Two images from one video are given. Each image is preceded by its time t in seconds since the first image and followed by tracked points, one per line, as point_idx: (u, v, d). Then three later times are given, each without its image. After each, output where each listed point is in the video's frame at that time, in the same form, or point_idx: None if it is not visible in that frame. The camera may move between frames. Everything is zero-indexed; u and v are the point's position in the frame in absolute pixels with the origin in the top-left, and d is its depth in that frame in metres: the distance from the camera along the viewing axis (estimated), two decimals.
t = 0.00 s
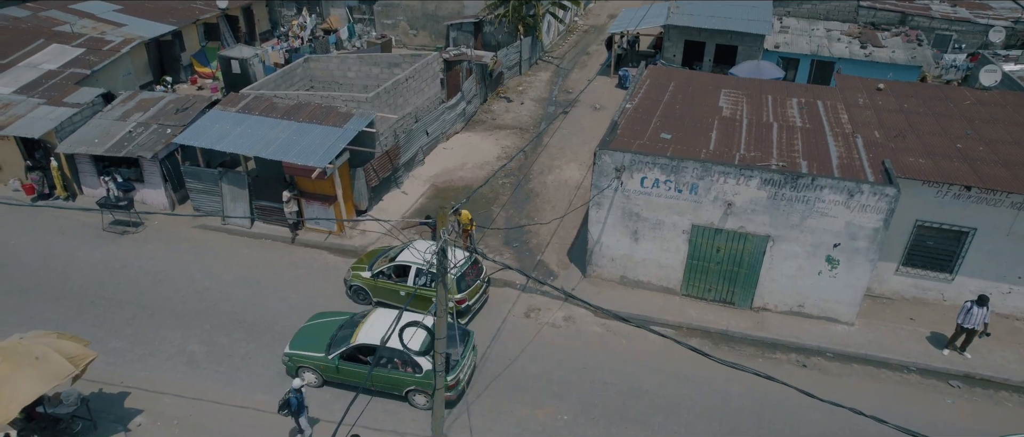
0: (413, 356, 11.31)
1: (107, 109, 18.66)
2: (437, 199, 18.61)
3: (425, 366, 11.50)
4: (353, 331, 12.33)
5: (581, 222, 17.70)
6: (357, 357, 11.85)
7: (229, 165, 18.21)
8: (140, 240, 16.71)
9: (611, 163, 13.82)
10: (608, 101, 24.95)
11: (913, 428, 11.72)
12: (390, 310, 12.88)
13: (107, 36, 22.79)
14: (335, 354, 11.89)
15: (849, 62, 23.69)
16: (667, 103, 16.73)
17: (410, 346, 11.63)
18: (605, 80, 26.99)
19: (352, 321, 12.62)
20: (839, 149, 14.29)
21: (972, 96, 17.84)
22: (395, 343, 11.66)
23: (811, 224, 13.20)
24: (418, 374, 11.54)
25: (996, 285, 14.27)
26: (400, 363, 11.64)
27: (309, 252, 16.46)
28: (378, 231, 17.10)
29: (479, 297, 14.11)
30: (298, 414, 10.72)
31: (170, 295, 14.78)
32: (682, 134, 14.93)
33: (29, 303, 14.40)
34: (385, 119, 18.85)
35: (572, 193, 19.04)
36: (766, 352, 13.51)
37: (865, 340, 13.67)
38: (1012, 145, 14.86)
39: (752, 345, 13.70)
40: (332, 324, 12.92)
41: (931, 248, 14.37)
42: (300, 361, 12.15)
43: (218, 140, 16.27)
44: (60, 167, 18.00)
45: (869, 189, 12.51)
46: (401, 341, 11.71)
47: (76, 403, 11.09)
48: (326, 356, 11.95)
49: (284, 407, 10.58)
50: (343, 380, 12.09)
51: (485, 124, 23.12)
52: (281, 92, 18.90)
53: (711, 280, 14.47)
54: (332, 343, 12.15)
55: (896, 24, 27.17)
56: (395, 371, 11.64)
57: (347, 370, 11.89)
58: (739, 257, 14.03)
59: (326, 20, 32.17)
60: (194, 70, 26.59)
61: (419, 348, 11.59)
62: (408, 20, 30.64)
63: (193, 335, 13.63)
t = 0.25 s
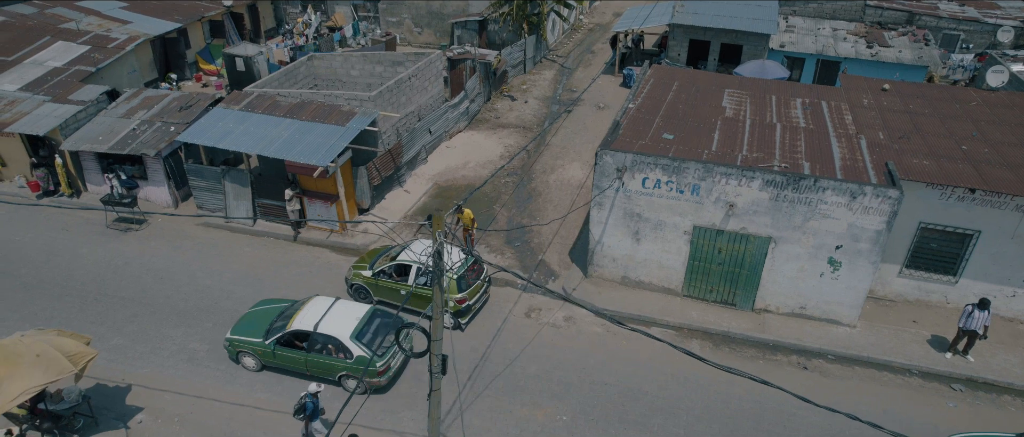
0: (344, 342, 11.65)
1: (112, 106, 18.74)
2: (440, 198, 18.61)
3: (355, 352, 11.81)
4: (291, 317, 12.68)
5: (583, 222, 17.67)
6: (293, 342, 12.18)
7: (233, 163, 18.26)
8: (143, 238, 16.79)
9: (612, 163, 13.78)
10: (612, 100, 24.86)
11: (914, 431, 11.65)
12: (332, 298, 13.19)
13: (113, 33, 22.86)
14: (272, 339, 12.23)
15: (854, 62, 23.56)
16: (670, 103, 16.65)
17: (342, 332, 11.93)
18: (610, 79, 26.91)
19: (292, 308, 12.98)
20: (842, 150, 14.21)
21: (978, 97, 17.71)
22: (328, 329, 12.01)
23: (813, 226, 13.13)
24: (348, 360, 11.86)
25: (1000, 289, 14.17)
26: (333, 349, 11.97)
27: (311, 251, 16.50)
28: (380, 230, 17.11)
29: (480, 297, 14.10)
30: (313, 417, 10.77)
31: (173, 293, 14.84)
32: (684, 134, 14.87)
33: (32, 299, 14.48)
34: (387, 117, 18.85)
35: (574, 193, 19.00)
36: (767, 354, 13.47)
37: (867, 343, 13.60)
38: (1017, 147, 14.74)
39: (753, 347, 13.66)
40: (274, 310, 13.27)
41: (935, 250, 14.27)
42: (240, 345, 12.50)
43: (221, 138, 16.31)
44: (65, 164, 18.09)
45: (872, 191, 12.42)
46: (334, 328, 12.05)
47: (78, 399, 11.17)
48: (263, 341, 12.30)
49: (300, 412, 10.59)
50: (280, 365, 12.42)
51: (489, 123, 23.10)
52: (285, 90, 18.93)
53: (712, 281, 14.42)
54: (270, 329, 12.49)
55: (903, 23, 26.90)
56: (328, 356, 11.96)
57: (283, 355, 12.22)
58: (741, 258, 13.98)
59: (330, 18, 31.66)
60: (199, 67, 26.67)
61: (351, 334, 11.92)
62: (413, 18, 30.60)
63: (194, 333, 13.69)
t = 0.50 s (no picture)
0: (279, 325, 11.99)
1: (116, 103, 18.82)
2: (442, 197, 18.61)
3: (289, 336, 12.13)
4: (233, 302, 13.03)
5: (585, 221, 17.64)
6: (232, 326, 12.52)
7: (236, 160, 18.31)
8: (147, 234, 16.87)
9: (614, 163, 13.74)
10: (616, 99, 24.78)
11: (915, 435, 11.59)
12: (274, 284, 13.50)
13: (118, 30, 22.94)
14: (212, 323, 12.58)
15: (860, 61, 23.40)
16: (673, 103, 16.58)
17: (277, 316, 12.26)
18: (614, 77, 26.83)
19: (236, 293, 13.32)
20: (846, 151, 14.12)
21: (985, 98, 17.56)
22: (264, 313, 12.34)
23: (815, 227, 13.06)
24: (282, 343, 12.19)
25: (1004, 291, 14.06)
26: (269, 332, 12.30)
27: (313, 248, 16.54)
28: (382, 228, 17.12)
29: (481, 296, 14.10)
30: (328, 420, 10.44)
31: (175, 290, 14.90)
32: (687, 134, 14.81)
33: (36, 295, 14.57)
34: (390, 115, 18.85)
35: (577, 192, 18.96)
36: (768, 355, 13.42)
37: (868, 345, 13.54)
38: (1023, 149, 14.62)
39: (754, 348, 13.61)
40: (219, 295, 13.61)
41: (938, 252, 14.18)
42: (183, 329, 12.84)
43: (223, 135, 16.36)
44: (70, 161, 18.19)
45: (875, 192, 12.34)
46: (270, 312, 12.39)
47: (80, 395, 11.26)
48: (204, 324, 12.64)
49: (315, 414, 10.26)
50: (220, 348, 12.75)
51: (492, 121, 23.07)
52: (288, 88, 18.94)
53: (713, 282, 14.37)
54: (212, 313, 12.83)
55: (911, 22, 26.57)
56: (265, 340, 12.28)
57: (222, 338, 12.55)
58: (742, 259, 13.93)
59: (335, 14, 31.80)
60: (204, 64, 26.74)
61: (285, 318, 12.25)
62: (417, 15, 30.57)
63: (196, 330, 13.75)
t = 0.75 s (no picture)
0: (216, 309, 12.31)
1: (120, 100, 18.87)
2: (444, 195, 18.61)
3: (227, 320, 12.45)
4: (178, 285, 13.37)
5: (587, 221, 17.61)
6: (175, 310, 12.87)
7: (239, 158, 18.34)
8: (150, 232, 16.93)
9: (615, 163, 13.70)
10: (620, 97, 24.70)
11: None
12: (219, 269, 13.83)
13: (123, 27, 23.00)
14: (156, 306, 12.95)
15: (867, 60, 23.24)
16: (677, 102, 16.49)
17: (217, 300, 12.57)
18: (619, 76, 26.74)
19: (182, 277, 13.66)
20: (849, 152, 14.03)
21: (991, 99, 17.42)
22: (204, 298, 12.67)
23: (817, 229, 12.99)
24: (221, 327, 12.53)
25: (1008, 295, 13.96)
26: (208, 316, 12.64)
27: (314, 246, 16.57)
28: (384, 226, 17.12)
29: (481, 295, 14.10)
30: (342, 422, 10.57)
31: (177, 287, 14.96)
32: (689, 134, 14.75)
33: (39, 292, 14.66)
34: (392, 114, 18.84)
35: (579, 191, 18.92)
36: (769, 357, 13.37)
37: (870, 347, 13.46)
38: None
39: (755, 350, 13.56)
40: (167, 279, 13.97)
41: (942, 254, 14.09)
42: (130, 312, 13.22)
43: (226, 133, 16.40)
44: (74, 158, 18.26)
45: (877, 194, 12.26)
46: (210, 296, 12.71)
47: (81, 392, 11.38)
48: (148, 308, 13.02)
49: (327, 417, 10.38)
50: (165, 331, 13.13)
51: (496, 119, 23.04)
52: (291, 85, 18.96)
53: (715, 283, 14.32)
54: (156, 297, 13.20)
55: (918, 21, 26.33)
56: (205, 323, 12.62)
57: (165, 321, 12.92)
58: (744, 260, 13.86)
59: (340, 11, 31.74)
60: (209, 60, 26.78)
61: (224, 302, 12.56)
62: (422, 13, 30.55)
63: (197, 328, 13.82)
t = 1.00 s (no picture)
0: (158, 292, 12.71)
1: (125, 98, 18.93)
2: (446, 194, 18.60)
3: (170, 303, 12.85)
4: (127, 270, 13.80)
5: (589, 220, 17.57)
6: (122, 293, 13.29)
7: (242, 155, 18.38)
8: (153, 229, 17.00)
9: (616, 163, 13.65)
10: (624, 96, 24.61)
11: None
12: (168, 255, 14.22)
13: (128, 24, 23.06)
14: (104, 290, 13.37)
15: (873, 60, 23.09)
16: (679, 102, 16.42)
17: (160, 284, 12.98)
18: (623, 74, 26.65)
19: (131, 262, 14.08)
20: (852, 154, 13.94)
21: (997, 99, 17.27)
22: (149, 282, 13.07)
23: (820, 231, 12.92)
24: (164, 309, 12.92)
25: (1012, 298, 13.86)
26: (152, 300, 13.04)
27: (316, 245, 16.60)
28: (385, 225, 17.14)
29: (481, 295, 14.10)
30: (358, 426, 10.51)
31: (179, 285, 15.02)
32: (692, 134, 14.68)
33: (43, 289, 14.75)
34: (395, 112, 18.83)
35: (582, 190, 18.88)
36: (769, 359, 13.32)
37: (872, 350, 13.39)
38: None
39: (756, 352, 13.50)
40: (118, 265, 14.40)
41: (945, 257, 13.99)
42: (79, 296, 13.63)
43: (228, 131, 16.44)
44: (78, 155, 18.34)
45: (880, 197, 12.17)
46: (155, 280, 13.11)
47: (82, 389, 11.38)
48: (96, 291, 13.43)
49: (344, 420, 10.35)
50: (112, 314, 13.54)
51: (499, 118, 22.99)
52: (294, 83, 18.97)
53: (716, 284, 14.26)
54: (105, 281, 13.61)
55: (925, 20, 26.11)
56: (150, 307, 13.02)
57: (113, 304, 13.33)
58: (746, 262, 13.80)
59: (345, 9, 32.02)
60: (214, 57, 26.86)
61: (168, 286, 12.96)
62: (427, 10, 30.50)
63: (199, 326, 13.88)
